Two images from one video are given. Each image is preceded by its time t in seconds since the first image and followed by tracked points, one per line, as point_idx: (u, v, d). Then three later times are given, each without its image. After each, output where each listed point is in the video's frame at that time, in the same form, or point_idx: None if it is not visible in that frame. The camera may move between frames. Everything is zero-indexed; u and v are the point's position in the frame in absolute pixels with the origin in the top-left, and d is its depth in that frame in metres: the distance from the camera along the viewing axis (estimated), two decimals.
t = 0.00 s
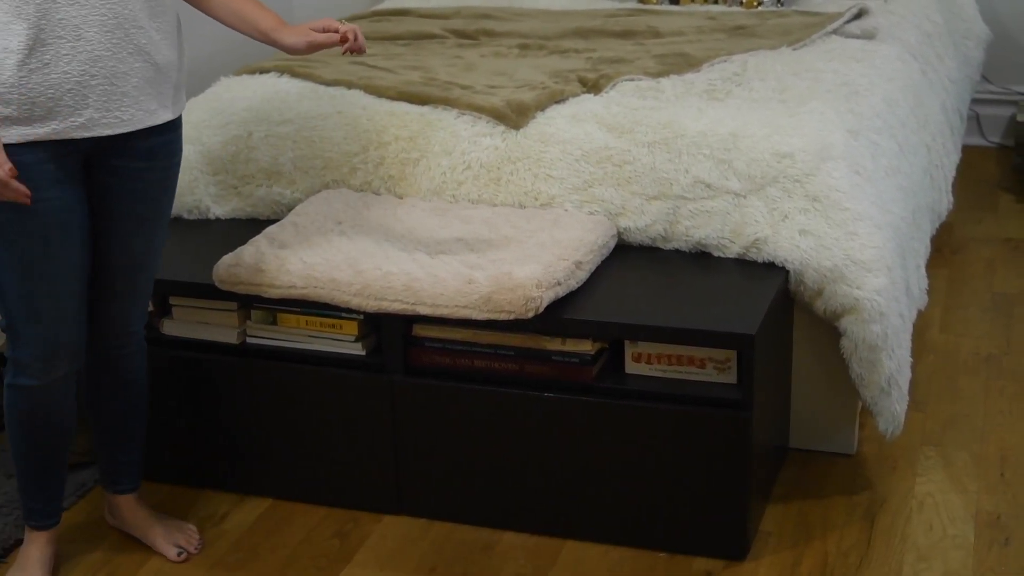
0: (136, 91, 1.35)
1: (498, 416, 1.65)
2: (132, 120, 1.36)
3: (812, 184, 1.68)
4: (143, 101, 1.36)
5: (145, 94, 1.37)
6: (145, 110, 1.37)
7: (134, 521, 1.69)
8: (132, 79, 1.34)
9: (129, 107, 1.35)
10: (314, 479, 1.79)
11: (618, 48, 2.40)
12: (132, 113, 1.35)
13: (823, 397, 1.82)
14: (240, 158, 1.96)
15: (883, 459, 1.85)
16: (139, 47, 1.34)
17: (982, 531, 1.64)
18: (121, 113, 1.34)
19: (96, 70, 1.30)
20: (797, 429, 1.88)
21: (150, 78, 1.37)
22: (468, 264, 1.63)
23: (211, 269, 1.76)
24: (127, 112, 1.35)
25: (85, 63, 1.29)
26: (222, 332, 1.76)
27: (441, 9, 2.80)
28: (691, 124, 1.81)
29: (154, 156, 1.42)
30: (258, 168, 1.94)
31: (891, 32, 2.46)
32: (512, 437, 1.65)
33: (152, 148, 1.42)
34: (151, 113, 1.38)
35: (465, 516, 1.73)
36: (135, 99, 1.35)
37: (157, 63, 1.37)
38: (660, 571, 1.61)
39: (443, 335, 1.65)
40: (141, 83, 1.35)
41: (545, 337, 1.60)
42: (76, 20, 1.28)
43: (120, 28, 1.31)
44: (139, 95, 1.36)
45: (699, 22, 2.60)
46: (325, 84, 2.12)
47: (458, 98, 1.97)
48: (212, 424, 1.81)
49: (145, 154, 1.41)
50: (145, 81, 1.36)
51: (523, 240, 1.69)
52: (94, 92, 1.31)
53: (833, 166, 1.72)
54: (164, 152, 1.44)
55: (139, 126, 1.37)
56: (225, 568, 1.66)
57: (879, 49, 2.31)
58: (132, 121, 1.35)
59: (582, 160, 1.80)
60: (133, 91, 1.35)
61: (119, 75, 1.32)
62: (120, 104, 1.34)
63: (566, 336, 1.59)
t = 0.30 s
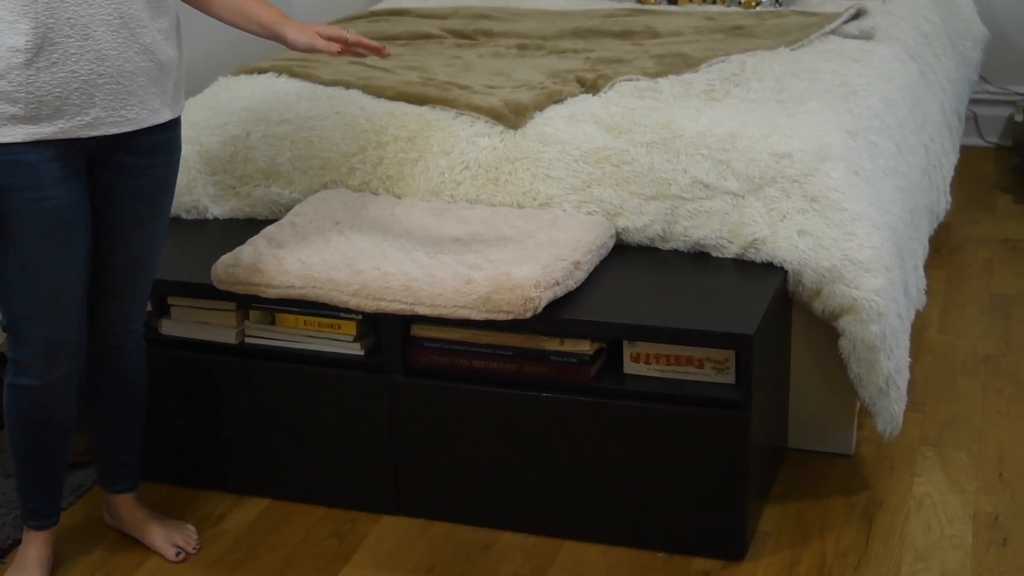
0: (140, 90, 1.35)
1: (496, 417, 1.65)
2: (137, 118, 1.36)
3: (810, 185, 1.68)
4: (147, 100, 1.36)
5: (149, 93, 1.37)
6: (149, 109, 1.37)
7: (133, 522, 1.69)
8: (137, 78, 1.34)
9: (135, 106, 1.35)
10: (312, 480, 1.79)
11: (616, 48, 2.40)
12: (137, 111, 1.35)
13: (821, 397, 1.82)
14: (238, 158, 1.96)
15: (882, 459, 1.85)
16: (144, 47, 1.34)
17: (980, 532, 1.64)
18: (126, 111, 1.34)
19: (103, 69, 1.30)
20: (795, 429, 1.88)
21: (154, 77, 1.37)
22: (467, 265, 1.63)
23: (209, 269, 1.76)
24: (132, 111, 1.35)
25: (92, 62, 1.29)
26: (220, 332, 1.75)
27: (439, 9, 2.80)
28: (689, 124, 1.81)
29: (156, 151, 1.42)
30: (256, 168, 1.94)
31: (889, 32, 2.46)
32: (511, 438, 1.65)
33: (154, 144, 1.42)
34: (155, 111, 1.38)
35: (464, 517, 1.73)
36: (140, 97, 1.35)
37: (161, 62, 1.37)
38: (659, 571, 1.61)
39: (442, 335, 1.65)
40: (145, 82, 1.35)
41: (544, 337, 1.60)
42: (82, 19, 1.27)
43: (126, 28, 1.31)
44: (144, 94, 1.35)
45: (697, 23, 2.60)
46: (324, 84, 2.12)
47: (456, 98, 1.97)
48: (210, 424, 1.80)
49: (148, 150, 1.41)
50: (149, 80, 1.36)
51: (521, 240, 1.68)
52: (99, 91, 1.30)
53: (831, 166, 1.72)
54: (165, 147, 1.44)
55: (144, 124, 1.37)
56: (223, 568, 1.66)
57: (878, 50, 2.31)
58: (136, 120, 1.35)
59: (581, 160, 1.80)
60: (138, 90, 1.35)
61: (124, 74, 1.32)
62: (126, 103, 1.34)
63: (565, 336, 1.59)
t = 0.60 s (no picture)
0: (142, 88, 1.36)
1: (500, 417, 1.65)
2: (138, 116, 1.36)
3: (815, 186, 1.68)
4: (148, 97, 1.37)
5: (149, 91, 1.37)
6: (149, 106, 1.38)
7: (137, 522, 1.69)
8: (139, 76, 1.35)
9: (136, 103, 1.35)
10: (316, 480, 1.79)
11: (621, 49, 2.40)
12: (138, 109, 1.36)
13: (825, 399, 1.82)
14: (243, 158, 1.96)
15: (885, 460, 1.85)
16: (146, 45, 1.34)
17: (984, 534, 1.64)
18: (128, 109, 1.34)
19: (108, 68, 1.30)
20: (799, 430, 1.88)
21: (155, 74, 1.37)
22: (471, 265, 1.63)
23: (214, 269, 1.76)
24: (133, 108, 1.35)
25: (98, 60, 1.29)
26: (226, 332, 1.76)
27: (444, 10, 2.80)
28: (694, 125, 1.81)
29: (157, 144, 1.43)
30: (261, 169, 1.94)
31: (894, 34, 2.46)
32: (514, 439, 1.65)
33: (155, 138, 1.43)
34: (154, 109, 1.39)
35: (467, 517, 1.73)
36: (141, 95, 1.36)
37: (161, 60, 1.38)
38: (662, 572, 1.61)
39: (446, 336, 1.66)
40: (147, 80, 1.36)
41: (548, 338, 1.60)
42: (88, 19, 1.28)
43: (129, 27, 1.32)
44: (144, 91, 1.36)
45: (702, 24, 2.60)
46: (329, 85, 2.12)
47: (461, 99, 1.97)
48: (215, 424, 1.81)
49: (146, 144, 1.42)
50: (149, 78, 1.37)
51: (526, 240, 1.69)
52: (104, 89, 1.31)
53: (836, 167, 1.71)
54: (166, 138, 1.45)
55: (144, 122, 1.37)
56: (227, 568, 1.66)
57: (883, 51, 2.31)
58: (137, 118, 1.36)
59: (586, 161, 1.80)
60: (140, 88, 1.35)
61: (127, 72, 1.33)
62: (128, 101, 1.34)
63: (569, 337, 1.59)
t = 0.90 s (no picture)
0: (142, 89, 1.36)
1: (499, 418, 1.65)
2: (138, 116, 1.37)
3: (814, 187, 1.68)
4: (148, 98, 1.38)
5: (149, 91, 1.38)
6: (149, 106, 1.38)
7: (135, 522, 1.69)
8: (140, 78, 1.35)
9: (137, 104, 1.36)
10: (315, 480, 1.79)
11: (620, 50, 2.40)
12: (139, 110, 1.36)
13: (824, 399, 1.82)
14: (242, 158, 1.96)
15: (884, 461, 1.85)
16: (147, 47, 1.35)
17: (983, 534, 1.64)
18: (130, 110, 1.35)
19: (110, 70, 1.30)
20: (798, 431, 1.88)
21: (154, 75, 1.38)
22: (470, 266, 1.63)
23: (213, 269, 1.76)
24: (134, 109, 1.36)
25: (101, 63, 1.29)
26: (224, 332, 1.76)
27: (443, 10, 2.80)
28: (693, 125, 1.81)
29: (156, 143, 1.43)
30: (260, 169, 1.94)
31: (893, 34, 2.47)
32: (513, 439, 1.65)
33: (153, 137, 1.43)
34: (153, 109, 1.39)
35: (466, 517, 1.73)
36: (141, 96, 1.36)
37: (160, 60, 1.38)
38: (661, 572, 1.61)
39: (445, 336, 1.65)
40: (146, 82, 1.37)
41: (547, 338, 1.60)
42: (93, 23, 1.27)
43: (131, 29, 1.32)
44: (144, 92, 1.37)
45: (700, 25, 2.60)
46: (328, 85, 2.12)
47: (460, 99, 1.97)
48: (214, 425, 1.80)
49: (143, 141, 1.42)
50: (149, 78, 1.37)
51: (525, 241, 1.69)
52: (106, 91, 1.31)
53: (835, 168, 1.71)
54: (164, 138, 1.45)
55: (144, 122, 1.38)
56: (226, 568, 1.66)
57: (882, 52, 2.31)
58: (138, 118, 1.37)
59: (585, 161, 1.80)
60: (141, 88, 1.36)
61: (128, 74, 1.33)
62: (130, 102, 1.35)
63: (568, 337, 1.59)
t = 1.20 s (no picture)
0: (136, 92, 1.36)
1: (498, 417, 1.64)
2: (131, 120, 1.37)
3: (813, 187, 1.68)
4: (141, 101, 1.37)
5: (142, 94, 1.37)
6: (142, 109, 1.38)
7: (134, 521, 1.69)
8: (133, 81, 1.35)
9: (129, 108, 1.35)
10: (313, 479, 1.79)
11: (619, 50, 2.40)
12: (131, 113, 1.36)
13: (822, 399, 1.83)
14: (241, 157, 1.96)
15: (882, 461, 1.85)
16: (141, 51, 1.34)
17: (982, 535, 1.64)
18: (122, 113, 1.35)
19: (101, 74, 1.30)
20: (797, 431, 1.88)
21: (148, 77, 1.37)
22: (470, 265, 1.63)
23: (212, 269, 1.76)
24: (127, 112, 1.36)
25: (92, 67, 1.29)
26: (223, 331, 1.75)
27: (442, 10, 2.80)
28: (692, 125, 1.81)
29: (150, 141, 1.43)
30: (259, 168, 1.94)
31: (892, 35, 2.47)
32: (512, 439, 1.65)
33: (149, 135, 1.43)
34: (145, 111, 1.39)
35: (465, 517, 1.73)
36: (134, 99, 1.36)
37: (155, 62, 1.38)
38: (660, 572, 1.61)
39: (444, 336, 1.65)
40: (140, 85, 1.36)
41: (546, 338, 1.60)
42: (83, 27, 1.27)
43: (124, 32, 1.31)
44: (138, 95, 1.36)
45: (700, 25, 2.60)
46: (327, 84, 2.12)
47: (459, 99, 1.97)
48: (213, 424, 1.80)
49: (141, 140, 1.42)
50: (144, 81, 1.37)
51: (524, 241, 1.69)
52: (97, 95, 1.31)
53: (834, 168, 1.71)
54: (160, 137, 1.45)
55: (136, 125, 1.38)
56: (225, 567, 1.66)
57: (880, 52, 2.31)
58: (130, 122, 1.36)
59: (584, 161, 1.80)
60: (134, 92, 1.35)
61: (121, 77, 1.33)
62: (122, 105, 1.34)
63: (567, 337, 1.59)
